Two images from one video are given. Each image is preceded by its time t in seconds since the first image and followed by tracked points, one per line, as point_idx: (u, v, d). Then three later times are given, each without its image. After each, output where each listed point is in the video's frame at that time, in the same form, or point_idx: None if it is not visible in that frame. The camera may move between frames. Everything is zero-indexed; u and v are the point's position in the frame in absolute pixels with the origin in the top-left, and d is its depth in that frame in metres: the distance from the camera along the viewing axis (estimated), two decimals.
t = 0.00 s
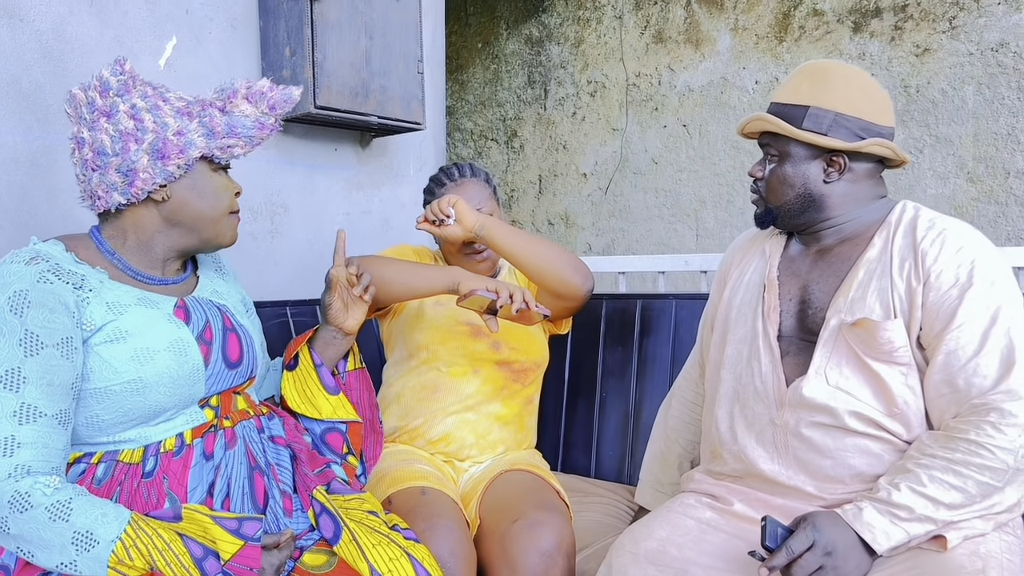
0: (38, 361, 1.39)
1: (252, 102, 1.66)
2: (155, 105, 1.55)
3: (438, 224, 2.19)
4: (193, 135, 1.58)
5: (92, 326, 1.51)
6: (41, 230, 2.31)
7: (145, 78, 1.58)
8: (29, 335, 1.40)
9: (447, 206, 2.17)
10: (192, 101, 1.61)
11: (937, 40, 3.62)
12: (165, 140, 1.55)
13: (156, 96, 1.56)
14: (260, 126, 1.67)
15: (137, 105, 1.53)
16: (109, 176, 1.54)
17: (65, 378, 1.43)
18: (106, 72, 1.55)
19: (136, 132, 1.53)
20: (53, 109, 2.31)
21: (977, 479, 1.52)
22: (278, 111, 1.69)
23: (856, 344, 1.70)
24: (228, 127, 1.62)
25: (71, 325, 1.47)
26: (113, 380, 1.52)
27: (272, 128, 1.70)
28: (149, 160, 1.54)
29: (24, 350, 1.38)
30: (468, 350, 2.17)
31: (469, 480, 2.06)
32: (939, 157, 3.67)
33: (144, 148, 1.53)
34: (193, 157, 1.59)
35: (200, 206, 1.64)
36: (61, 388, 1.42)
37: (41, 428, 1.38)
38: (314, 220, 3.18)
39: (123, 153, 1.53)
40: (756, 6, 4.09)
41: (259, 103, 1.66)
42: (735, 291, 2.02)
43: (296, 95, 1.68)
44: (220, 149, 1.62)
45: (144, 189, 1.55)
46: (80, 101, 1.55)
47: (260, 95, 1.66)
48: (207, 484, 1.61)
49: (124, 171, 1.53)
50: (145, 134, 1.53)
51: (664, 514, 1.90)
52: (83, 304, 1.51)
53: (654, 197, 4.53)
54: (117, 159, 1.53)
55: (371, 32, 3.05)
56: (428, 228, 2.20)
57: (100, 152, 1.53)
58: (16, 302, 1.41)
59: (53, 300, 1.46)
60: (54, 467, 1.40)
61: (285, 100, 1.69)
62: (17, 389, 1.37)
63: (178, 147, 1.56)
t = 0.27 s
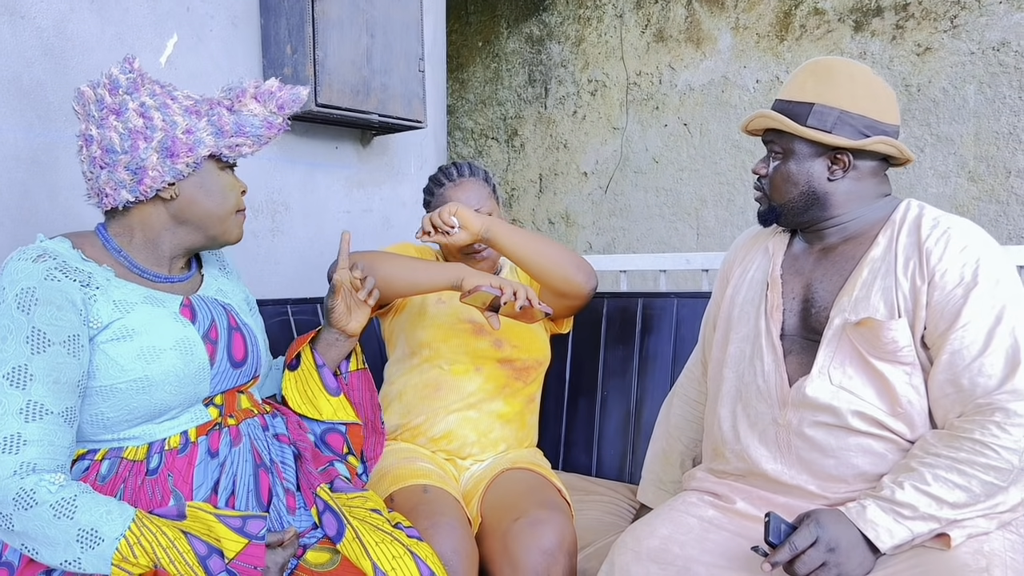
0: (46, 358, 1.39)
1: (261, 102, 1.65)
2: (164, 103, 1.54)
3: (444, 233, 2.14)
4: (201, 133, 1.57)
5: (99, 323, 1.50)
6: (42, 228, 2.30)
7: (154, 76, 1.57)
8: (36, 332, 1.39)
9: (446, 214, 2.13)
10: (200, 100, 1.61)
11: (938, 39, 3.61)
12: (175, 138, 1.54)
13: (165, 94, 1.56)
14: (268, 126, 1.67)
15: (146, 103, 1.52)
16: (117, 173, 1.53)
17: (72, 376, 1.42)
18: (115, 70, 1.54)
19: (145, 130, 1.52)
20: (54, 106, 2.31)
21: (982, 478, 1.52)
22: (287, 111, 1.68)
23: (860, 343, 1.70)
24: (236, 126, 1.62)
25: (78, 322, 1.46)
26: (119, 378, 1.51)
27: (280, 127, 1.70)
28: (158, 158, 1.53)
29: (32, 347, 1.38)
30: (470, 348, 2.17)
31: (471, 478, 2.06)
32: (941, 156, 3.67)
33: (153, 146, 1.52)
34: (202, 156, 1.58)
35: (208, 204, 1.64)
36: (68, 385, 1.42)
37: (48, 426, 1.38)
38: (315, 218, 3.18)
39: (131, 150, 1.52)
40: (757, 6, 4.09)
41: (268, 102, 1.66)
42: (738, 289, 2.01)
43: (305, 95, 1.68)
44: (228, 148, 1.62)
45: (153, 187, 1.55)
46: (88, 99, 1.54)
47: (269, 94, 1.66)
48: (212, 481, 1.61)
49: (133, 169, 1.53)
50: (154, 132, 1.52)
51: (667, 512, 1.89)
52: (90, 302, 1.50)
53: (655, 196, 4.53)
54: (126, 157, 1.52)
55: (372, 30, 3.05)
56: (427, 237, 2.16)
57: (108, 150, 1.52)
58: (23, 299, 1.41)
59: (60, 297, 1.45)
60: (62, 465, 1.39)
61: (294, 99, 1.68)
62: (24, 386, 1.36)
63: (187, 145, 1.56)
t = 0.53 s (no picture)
0: (47, 358, 1.38)
1: (264, 102, 1.65)
2: (168, 102, 1.54)
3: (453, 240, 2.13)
4: (205, 133, 1.57)
5: (102, 322, 1.49)
6: (44, 227, 2.30)
7: (158, 75, 1.56)
8: (38, 332, 1.38)
9: (450, 219, 2.10)
10: (204, 100, 1.61)
11: (940, 39, 3.61)
12: (178, 138, 1.54)
13: (169, 93, 1.55)
14: (272, 126, 1.66)
15: (150, 102, 1.51)
16: (120, 172, 1.52)
17: (73, 376, 1.42)
18: (120, 68, 1.53)
19: (149, 129, 1.51)
20: (55, 105, 2.30)
21: (986, 479, 1.52)
22: (291, 112, 1.68)
23: (864, 345, 1.70)
24: (240, 126, 1.62)
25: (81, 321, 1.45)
26: (123, 376, 1.51)
27: (283, 127, 1.70)
28: (161, 157, 1.53)
29: (32, 347, 1.37)
30: (473, 347, 2.17)
31: (473, 477, 2.05)
32: (942, 156, 3.67)
33: (156, 145, 1.52)
34: (205, 155, 1.58)
35: (209, 204, 1.64)
36: (69, 386, 1.41)
37: (49, 426, 1.37)
38: (316, 218, 3.18)
39: (135, 149, 1.51)
40: (758, 5, 4.08)
41: (272, 102, 1.66)
42: (740, 290, 2.01)
43: (309, 96, 1.68)
44: (230, 147, 1.62)
45: (156, 186, 1.54)
46: (92, 96, 1.53)
47: (273, 94, 1.66)
48: (217, 480, 1.61)
49: (135, 168, 1.52)
50: (158, 131, 1.52)
51: (670, 512, 1.89)
52: (92, 300, 1.49)
53: (656, 196, 4.53)
54: (128, 155, 1.51)
55: (374, 29, 3.05)
56: (431, 242, 2.14)
57: (111, 148, 1.52)
58: (25, 299, 1.40)
59: (63, 297, 1.44)
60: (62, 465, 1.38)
61: (297, 100, 1.69)
62: (25, 386, 1.35)
63: (191, 145, 1.55)
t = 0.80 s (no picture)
0: (66, 347, 1.35)
1: (288, 113, 1.67)
2: (194, 105, 1.53)
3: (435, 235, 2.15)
4: (228, 138, 1.57)
5: (124, 312, 1.48)
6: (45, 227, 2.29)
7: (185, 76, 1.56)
8: (60, 320, 1.35)
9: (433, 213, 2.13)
10: (227, 104, 1.61)
11: (941, 40, 3.61)
12: (201, 141, 1.53)
13: (195, 95, 1.55)
14: (292, 138, 1.68)
15: (177, 102, 1.51)
16: (139, 169, 1.50)
17: (92, 366, 1.39)
18: (150, 66, 1.52)
19: (173, 129, 1.50)
20: (57, 104, 2.30)
21: (991, 481, 1.52)
22: (313, 125, 1.70)
23: (866, 348, 1.70)
24: (261, 134, 1.62)
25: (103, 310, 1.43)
26: (147, 365, 1.49)
27: (302, 140, 1.71)
28: (183, 159, 1.52)
29: (53, 336, 1.34)
30: (476, 346, 2.16)
31: (474, 479, 2.05)
32: (943, 157, 3.66)
33: (179, 146, 1.51)
34: (225, 160, 1.58)
35: (224, 206, 1.62)
36: (88, 376, 1.38)
37: (64, 416, 1.33)
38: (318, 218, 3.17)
39: (157, 148, 1.50)
40: (760, 5, 4.08)
41: (295, 115, 1.67)
42: (742, 293, 2.01)
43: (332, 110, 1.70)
44: (250, 155, 1.62)
45: (173, 186, 1.53)
46: (118, 90, 1.51)
47: (298, 107, 1.67)
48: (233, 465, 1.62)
49: (155, 166, 1.50)
50: (181, 132, 1.51)
51: (673, 513, 1.89)
52: (113, 291, 1.47)
53: (656, 196, 4.52)
54: (150, 154, 1.49)
55: (375, 29, 3.04)
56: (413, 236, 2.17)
57: (133, 144, 1.50)
58: (48, 287, 1.37)
59: (85, 285, 1.42)
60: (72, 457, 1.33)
61: (321, 114, 1.70)
62: (44, 374, 1.32)
63: (213, 149, 1.55)
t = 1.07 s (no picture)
0: (85, 350, 1.36)
1: (284, 107, 1.68)
2: (192, 104, 1.54)
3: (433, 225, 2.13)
4: (227, 136, 1.58)
5: (135, 314, 1.51)
6: (48, 227, 2.29)
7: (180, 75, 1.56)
8: (76, 324, 1.37)
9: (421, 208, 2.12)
10: (223, 101, 1.61)
11: (942, 41, 3.61)
12: (201, 140, 1.54)
13: (191, 94, 1.55)
14: (290, 131, 1.69)
15: (174, 103, 1.52)
16: (142, 172, 1.52)
17: (110, 368, 1.41)
18: (144, 68, 1.52)
19: (172, 130, 1.51)
20: (60, 103, 2.29)
21: (996, 481, 1.52)
22: (310, 118, 1.73)
23: (870, 349, 1.71)
24: (260, 130, 1.64)
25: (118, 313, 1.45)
26: (161, 365, 1.52)
27: (301, 133, 1.73)
28: (184, 159, 1.53)
29: (72, 339, 1.35)
30: (480, 344, 2.16)
31: (479, 478, 2.04)
32: (944, 158, 3.67)
33: (180, 147, 1.52)
34: (226, 158, 1.59)
35: (227, 204, 1.65)
36: (108, 378, 1.40)
37: (89, 418, 1.34)
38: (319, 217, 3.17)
39: (158, 150, 1.51)
40: (761, 6, 4.08)
41: (292, 109, 1.69)
42: (746, 294, 2.01)
43: (328, 102, 1.72)
44: (250, 151, 1.64)
45: (176, 187, 1.55)
46: (114, 95, 1.51)
47: (293, 101, 1.69)
48: (247, 462, 1.65)
49: (158, 169, 1.52)
50: (181, 133, 1.52)
51: (677, 514, 1.89)
52: (125, 294, 1.50)
53: (657, 196, 4.52)
54: (152, 156, 1.51)
55: (377, 29, 3.04)
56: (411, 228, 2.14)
57: (134, 148, 1.51)
58: (63, 293, 1.39)
59: (99, 289, 1.44)
60: (97, 457, 1.33)
61: (315, 106, 1.73)
62: (65, 378, 1.33)
63: (213, 148, 1.56)
